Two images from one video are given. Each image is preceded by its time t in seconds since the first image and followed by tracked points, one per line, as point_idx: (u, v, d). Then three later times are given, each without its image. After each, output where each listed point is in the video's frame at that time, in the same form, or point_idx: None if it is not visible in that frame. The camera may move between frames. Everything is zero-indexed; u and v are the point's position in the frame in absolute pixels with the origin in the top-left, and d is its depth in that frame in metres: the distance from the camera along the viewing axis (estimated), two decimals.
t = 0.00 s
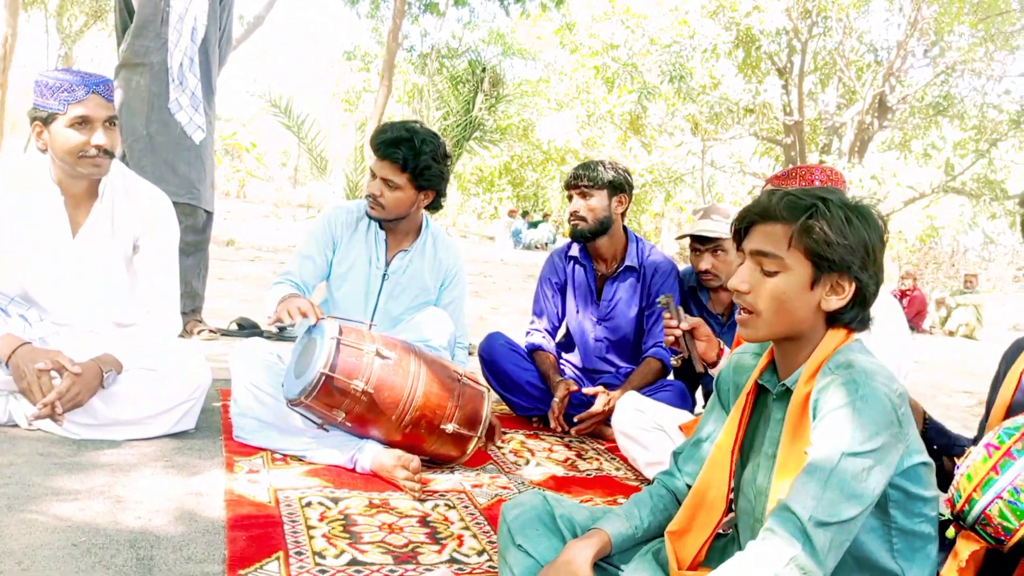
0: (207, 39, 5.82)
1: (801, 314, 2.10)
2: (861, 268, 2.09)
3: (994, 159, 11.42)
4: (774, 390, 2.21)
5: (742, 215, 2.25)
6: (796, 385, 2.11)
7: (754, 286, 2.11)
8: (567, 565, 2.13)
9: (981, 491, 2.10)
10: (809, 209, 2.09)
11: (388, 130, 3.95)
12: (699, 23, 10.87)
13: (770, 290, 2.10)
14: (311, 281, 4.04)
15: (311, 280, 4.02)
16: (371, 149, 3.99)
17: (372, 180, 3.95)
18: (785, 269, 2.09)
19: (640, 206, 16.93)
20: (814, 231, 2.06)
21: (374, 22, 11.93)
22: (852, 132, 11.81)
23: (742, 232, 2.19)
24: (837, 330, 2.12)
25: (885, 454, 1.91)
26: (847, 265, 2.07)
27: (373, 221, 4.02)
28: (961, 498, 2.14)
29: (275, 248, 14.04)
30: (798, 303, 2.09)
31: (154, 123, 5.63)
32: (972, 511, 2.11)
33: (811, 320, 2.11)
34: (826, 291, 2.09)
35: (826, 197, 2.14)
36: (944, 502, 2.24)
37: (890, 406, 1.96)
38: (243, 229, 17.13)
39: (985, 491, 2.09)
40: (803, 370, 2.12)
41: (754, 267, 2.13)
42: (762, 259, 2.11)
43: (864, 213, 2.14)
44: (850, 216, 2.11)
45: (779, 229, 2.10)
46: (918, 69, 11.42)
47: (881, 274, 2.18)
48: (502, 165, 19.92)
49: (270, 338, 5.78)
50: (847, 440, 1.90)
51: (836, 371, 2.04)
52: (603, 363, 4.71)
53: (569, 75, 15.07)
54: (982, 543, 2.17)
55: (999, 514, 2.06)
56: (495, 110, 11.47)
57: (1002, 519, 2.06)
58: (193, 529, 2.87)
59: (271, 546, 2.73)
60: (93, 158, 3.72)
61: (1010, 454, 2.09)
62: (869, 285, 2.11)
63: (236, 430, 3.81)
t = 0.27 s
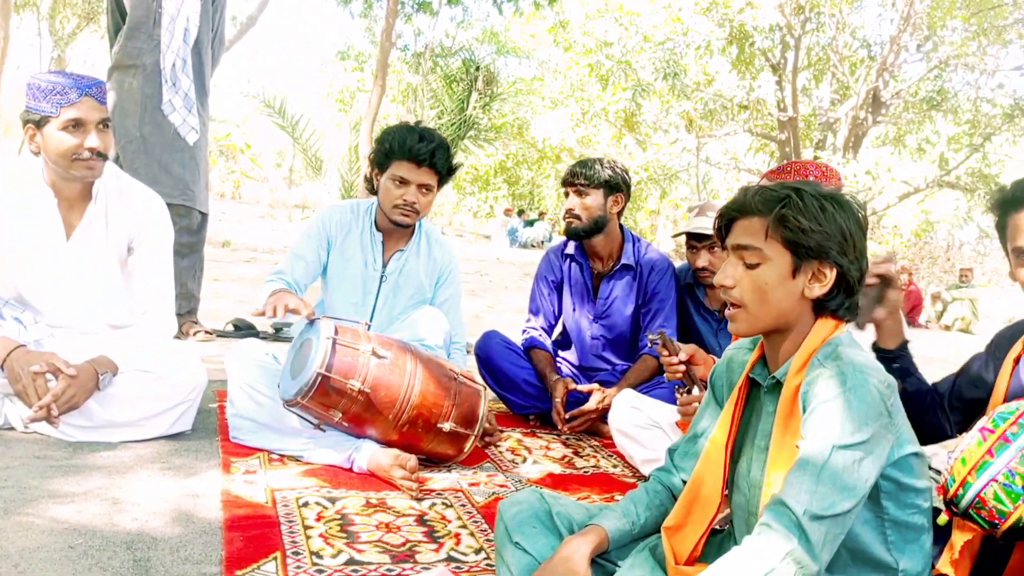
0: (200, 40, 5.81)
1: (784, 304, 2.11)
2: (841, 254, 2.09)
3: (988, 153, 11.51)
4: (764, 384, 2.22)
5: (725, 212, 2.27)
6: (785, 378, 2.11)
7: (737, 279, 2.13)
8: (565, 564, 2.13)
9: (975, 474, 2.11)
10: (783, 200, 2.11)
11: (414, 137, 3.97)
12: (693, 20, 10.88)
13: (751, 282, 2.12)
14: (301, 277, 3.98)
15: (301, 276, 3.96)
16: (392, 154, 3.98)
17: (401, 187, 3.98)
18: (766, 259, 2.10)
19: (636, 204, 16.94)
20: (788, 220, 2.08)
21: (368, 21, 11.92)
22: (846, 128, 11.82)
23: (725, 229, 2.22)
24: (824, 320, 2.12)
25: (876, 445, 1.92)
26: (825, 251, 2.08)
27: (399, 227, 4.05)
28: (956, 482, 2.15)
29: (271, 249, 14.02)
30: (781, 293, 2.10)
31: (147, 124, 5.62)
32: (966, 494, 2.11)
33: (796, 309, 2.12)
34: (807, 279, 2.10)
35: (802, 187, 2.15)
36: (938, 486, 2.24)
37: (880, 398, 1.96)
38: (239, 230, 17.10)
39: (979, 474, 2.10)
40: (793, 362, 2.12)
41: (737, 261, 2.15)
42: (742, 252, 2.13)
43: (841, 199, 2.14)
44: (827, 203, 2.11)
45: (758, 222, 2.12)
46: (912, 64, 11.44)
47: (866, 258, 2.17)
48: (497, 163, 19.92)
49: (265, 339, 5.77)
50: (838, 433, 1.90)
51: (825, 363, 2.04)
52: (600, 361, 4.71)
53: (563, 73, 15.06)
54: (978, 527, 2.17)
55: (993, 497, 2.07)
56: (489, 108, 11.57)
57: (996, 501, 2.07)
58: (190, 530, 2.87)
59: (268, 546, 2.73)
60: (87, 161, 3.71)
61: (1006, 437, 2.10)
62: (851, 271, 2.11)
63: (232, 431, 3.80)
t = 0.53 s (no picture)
0: (198, 38, 5.81)
1: (778, 302, 2.11)
2: (835, 253, 2.09)
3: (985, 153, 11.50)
4: (760, 383, 2.22)
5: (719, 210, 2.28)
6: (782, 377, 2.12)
7: (731, 277, 2.13)
8: (562, 564, 2.13)
9: (974, 477, 2.11)
10: (777, 198, 2.11)
11: (438, 139, 4.07)
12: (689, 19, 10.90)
13: (745, 280, 2.12)
14: (305, 277, 4.03)
15: (305, 276, 4.01)
16: (416, 155, 4.02)
17: (427, 187, 4.02)
18: (760, 257, 2.11)
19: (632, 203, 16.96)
20: (782, 219, 2.08)
21: (365, 19, 11.91)
22: (843, 128, 11.84)
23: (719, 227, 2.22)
24: (819, 319, 2.13)
25: (872, 445, 1.92)
26: (818, 250, 2.08)
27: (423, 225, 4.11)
28: (953, 485, 2.15)
29: (267, 247, 14.02)
30: (774, 292, 2.11)
31: (144, 122, 5.61)
32: (965, 498, 2.12)
33: (789, 308, 2.13)
34: (800, 278, 2.10)
35: (797, 185, 2.15)
36: (936, 489, 2.25)
37: (876, 397, 1.96)
38: (235, 229, 17.08)
39: (978, 477, 2.10)
40: (788, 361, 2.13)
41: (731, 259, 2.15)
42: (736, 250, 2.14)
43: (835, 199, 2.14)
44: (821, 202, 2.12)
45: (752, 220, 2.12)
46: (908, 64, 11.47)
47: (861, 258, 2.17)
48: (494, 162, 19.92)
49: (261, 337, 5.77)
50: (835, 432, 1.91)
51: (822, 362, 2.05)
52: (596, 360, 4.71)
53: (560, 72, 15.07)
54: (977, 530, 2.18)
55: (991, 500, 2.08)
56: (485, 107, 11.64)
57: (995, 504, 2.07)
58: (186, 528, 2.86)
59: (264, 544, 2.73)
60: (83, 158, 3.70)
61: (1003, 440, 2.10)
62: (845, 270, 2.11)
63: (228, 429, 3.80)
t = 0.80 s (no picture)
0: (194, 35, 5.79)
1: (775, 302, 2.11)
2: (834, 253, 2.09)
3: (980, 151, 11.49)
4: (756, 382, 2.22)
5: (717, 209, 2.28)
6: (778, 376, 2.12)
7: (729, 277, 2.13)
8: (557, 563, 2.12)
9: (967, 470, 2.12)
10: (776, 198, 2.11)
11: (440, 133, 4.06)
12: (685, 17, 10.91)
13: (743, 280, 2.11)
14: (301, 274, 4.00)
15: (301, 273, 3.98)
16: (419, 150, 4.00)
17: (433, 182, 4.01)
18: (758, 257, 2.10)
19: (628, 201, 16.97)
20: (780, 219, 2.08)
21: (360, 16, 11.89)
22: (838, 125, 11.87)
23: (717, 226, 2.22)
24: (817, 318, 2.13)
25: (868, 445, 1.93)
26: (817, 251, 2.08)
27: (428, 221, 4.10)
28: (948, 478, 2.16)
29: (263, 245, 13.99)
30: (771, 292, 2.10)
31: (139, 120, 5.60)
32: (958, 490, 2.13)
33: (787, 307, 2.13)
34: (799, 277, 2.10)
35: (795, 185, 2.15)
36: (933, 483, 2.26)
37: (872, 395, 1.96)
38: (231, 227, 17.06)
39: (971, 470, 2.11)
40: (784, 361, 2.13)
41: (728, 257, 2.15)
42: (734, 250, 2.13)
43: (834, 198, 2.14)
44: (819, 202, 2.12)
45: (750, 220, 2.12)
46: (904, 62, 11.49)
47: (860, 258, 2.17)
48: (490, 160, 19.90)
49: (256, 336, 5.76)
50: (831, 432, 1.91)
51: (819, 362, 2.05)
52: (592, 358, 4.70)
53: (556, 70, 15.06)
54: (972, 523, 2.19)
55: (984, 493, 2.08)
56: (481, 103, 11.62)
57: (988, 497, 2.08)
58: (181, 527, 2.86)
59: (259, 543, 2.73)
60: (77, 156, 3.69)
61: (996, 433, 2.11)
62: (844, 270, 2.11)
63: (223, 427, 3.80)
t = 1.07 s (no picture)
0: (191, 32, 5.78)
1: (767, 308, 2.10)
2: (823, 258, 2.09)
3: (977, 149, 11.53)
4: (753, 384, 2.22)
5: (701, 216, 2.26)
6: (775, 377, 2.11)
7: (719, 286, 2.11)
8: (555, 561, 2.12)
9: (973, 476, 2.12)
10: (763, 204, 2.10)
11: (441, 140, 3.98)
12: (683, 14, 10.90)
13: (733, 289, 2.10)
14: (304, 279, 3.99)
15: (303, 278, 3.98)
16: (422, 160, 3.93)
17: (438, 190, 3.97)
18: (748, 265, 2.09)
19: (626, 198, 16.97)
20: (769, 226, 2.07)
21: (358, 13, 11.87)
22: (836, 123, 11.88)
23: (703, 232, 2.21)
24: (809, 321, 2.13)
25: (868, 444, 1.92)
26: (806, 257, 2.07)
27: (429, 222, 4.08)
28: (953, 484, 2.16)
29: (261, 243, 13.98)
30: (762, 299, 2.10)
31: (137, 118, 5.59)
32: (964, 497, 2.12)
33: (778, 314, 2.12)
34: (789, 284, 2.10)
35: (780, 190, 2.14)
36: (935, 487, 2.26)
37: (872, 395, 1.96)
38: (229, 225, 17.04)
39: (977, 476, 2.11)
40: (780, 363, 2.12)
41: (716, 266, 2.13)
42: (723, 258, 2.12)
43: (820, 201, 2.14)
44: (807, 207, 2.11)
45: (738, 226, 2.10)
46: (901, 59, 11.49)
47: (848, 260, 2.17)
48: (488, 158, 19.90)
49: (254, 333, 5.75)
50: (831, 432, 1.91)
51: (816, 363, 2.05)
52: (590, 356, 4.71)
53: (554, 67, 15.05)
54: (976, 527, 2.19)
55: (991, 499, 2.08)
56: (479, 101, 11.62)
57: (995, 503, 2.08)
58: (179, 525, 2.86)
59: (258, 541, 2.73)
60: (74, 154, 3.68)
61: (1002, 439, 2.10)
62: (833, 273, 2.11)
63: (221, 425, 3.79)
